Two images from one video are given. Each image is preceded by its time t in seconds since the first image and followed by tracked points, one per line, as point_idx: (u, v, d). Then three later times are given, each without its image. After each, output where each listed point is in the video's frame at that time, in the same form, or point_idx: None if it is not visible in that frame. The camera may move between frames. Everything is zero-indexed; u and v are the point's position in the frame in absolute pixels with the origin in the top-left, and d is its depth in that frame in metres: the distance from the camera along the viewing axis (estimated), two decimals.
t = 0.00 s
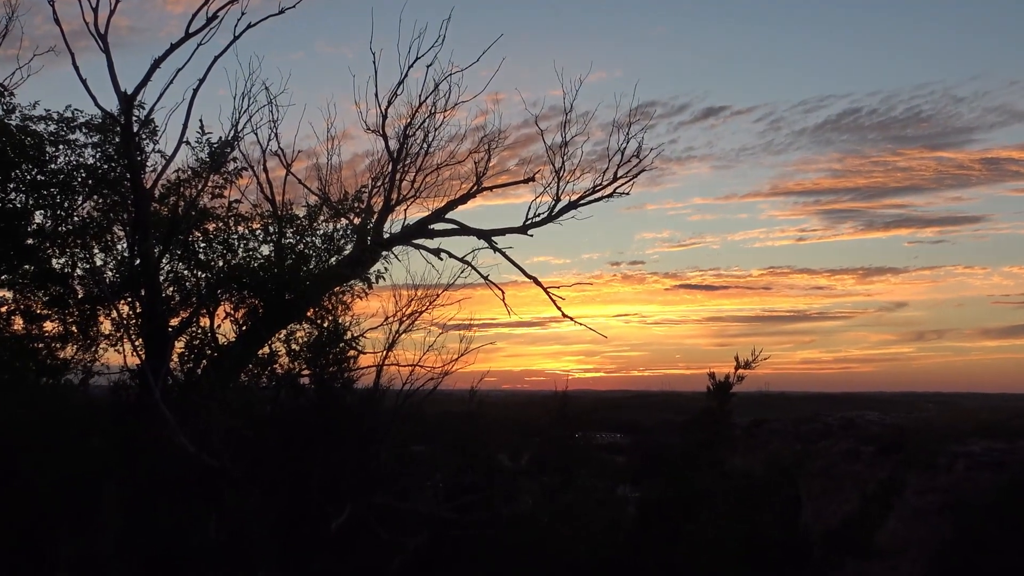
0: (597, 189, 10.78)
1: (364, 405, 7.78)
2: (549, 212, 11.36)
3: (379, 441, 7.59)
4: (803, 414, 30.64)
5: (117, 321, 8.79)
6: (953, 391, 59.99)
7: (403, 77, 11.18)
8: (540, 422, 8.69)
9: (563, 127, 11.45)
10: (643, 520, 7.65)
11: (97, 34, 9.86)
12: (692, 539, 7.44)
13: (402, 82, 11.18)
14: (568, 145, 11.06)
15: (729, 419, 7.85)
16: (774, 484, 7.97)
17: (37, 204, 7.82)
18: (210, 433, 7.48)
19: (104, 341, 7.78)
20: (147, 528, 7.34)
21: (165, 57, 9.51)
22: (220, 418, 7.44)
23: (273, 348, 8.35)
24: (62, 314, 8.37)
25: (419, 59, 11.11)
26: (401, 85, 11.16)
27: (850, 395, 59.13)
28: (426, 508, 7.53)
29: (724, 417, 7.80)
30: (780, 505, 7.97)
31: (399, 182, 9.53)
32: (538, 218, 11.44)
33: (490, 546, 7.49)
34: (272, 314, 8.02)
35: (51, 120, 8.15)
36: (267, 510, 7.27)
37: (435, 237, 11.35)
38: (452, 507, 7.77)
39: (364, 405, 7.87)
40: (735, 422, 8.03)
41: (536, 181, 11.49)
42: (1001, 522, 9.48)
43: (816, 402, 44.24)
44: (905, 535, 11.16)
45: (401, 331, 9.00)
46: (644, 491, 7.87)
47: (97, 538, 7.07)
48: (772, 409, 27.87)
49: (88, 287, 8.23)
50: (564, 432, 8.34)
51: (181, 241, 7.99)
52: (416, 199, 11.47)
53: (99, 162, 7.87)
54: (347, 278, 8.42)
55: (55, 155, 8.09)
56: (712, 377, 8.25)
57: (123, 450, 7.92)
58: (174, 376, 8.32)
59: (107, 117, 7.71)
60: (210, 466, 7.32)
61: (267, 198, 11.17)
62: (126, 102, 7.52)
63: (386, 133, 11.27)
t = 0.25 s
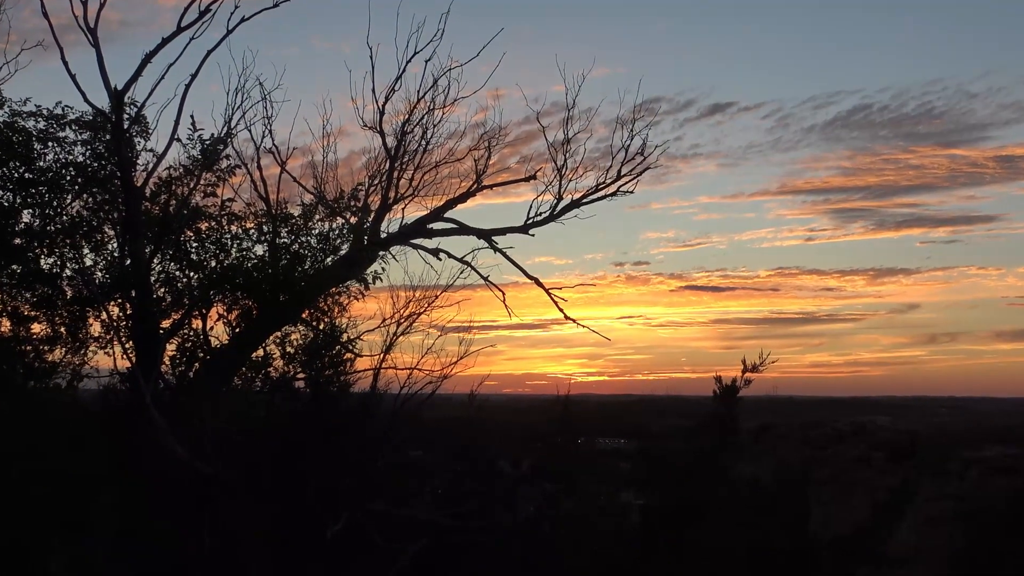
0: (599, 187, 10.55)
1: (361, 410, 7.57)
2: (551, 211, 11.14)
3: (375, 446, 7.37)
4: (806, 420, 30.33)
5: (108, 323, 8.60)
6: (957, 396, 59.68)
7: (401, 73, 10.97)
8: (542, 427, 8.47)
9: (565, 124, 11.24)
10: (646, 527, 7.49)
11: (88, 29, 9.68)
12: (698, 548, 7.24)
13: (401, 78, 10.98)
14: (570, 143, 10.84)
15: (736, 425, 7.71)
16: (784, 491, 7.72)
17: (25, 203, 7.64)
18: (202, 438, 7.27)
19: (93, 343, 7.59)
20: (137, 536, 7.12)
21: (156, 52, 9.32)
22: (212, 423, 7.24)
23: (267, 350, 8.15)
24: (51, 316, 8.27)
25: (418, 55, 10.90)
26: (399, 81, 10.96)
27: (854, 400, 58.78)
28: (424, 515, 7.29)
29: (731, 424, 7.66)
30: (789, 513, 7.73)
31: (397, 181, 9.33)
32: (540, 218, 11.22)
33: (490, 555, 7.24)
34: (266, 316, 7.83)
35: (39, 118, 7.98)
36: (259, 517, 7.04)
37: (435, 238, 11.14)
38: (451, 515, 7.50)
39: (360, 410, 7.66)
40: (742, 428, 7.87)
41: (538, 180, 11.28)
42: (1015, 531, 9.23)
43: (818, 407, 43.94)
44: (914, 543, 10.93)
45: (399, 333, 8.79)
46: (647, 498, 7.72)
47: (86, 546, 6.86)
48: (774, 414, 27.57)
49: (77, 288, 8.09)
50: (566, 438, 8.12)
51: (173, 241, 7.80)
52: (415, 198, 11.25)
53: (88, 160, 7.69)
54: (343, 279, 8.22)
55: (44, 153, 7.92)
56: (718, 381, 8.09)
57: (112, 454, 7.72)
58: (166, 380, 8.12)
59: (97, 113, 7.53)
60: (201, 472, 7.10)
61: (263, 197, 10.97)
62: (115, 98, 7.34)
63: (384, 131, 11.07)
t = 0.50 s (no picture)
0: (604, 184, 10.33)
1: (357, 413, 7.35)
2: (554, 209, 10.92)
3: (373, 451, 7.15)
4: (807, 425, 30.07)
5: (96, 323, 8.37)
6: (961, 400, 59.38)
7: (399, 68, 10.76)
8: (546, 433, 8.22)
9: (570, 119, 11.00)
10: (653, 536, 7.25)
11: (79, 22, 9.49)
12: (707, 558, 7.00)
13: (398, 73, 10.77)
14: (573, 138, 10.63)
15: (744, 430, 7.70)
16: (795, 498, 7.60)
17: (11, 201, 7.42)
18: (194, 444, 7.04)
19: (82, 345, 7.37)
20: (124, 545, 6.84)
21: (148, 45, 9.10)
22: (204, 428, 7.00)
23: (261, 352, 7.92)
24: (38, 316, 8.04)
25: (417, 49, 10.69)
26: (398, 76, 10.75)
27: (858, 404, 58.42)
28: (423, 523, 7.03)
29: (738, 428, 7.65)
30: (801, 522, 7.49)
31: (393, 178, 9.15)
32: (543, 216, 10.99)
33: (491, 564, 6.97)
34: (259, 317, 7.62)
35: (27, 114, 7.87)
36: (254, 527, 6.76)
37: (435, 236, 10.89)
38: (452, 523, 7.22)
39: (358, 414, 7.40)
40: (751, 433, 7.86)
41: (540, 177, 11.06)
42: None
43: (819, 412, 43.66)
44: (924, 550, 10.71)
45: (396, 335, 8.58)
46: (654, 505, 7.50)
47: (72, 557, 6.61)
48: (776, 418, 27.30)
49: (64, 288, 7.89)
50: (570, 443, 7.87)
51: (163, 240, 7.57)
52: (414, 195, 11.04)
53: (76, 156, 7.49)
54: (340, 278, 8.01)
55: (31, 149, 7.71)
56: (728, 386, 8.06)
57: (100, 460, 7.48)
58: (157, 383, 7.88)
59: (85, 108, 7.36)
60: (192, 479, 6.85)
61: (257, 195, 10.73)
62: (104, 91, 7.13)
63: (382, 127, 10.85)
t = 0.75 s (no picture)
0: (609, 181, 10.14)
1: (355, 415, 7.15)
2: (557, 206, 10.73)
3: (371, 454, 6.96)
4: (813, 430, 29.83)
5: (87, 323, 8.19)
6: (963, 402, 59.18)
7: (399, 63, 10.60)
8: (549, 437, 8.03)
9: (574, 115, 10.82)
10: (659, 541, 7.04)
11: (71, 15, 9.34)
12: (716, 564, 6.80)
13: (398, 68, 10.60)
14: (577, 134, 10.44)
15: (753, 432, 7.53)
16: (805, 501, 7.39)
17: None
18: (186, 447, 6.85)
19: (72, 345, 7.19)
20: (114, 552, 6.63)
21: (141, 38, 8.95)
22: (197, 430, 6.82)
23: (256, 354, 7.73)
24: (27, 316, 7.86)
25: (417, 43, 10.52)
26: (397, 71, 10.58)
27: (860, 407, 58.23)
28: (423, 529, 6.83)
29: (748, 430, 7.49)
30: (811, 528, 7.31)
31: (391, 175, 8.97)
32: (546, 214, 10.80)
33: (493, 571, 6.75)
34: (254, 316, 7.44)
35: (17, 109, 7.73)
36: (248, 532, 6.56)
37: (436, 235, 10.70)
38: (452, 528, 7.01)
39: (355, 416, 7.21)
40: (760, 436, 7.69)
41: (544, 173, 10.87)
42: None
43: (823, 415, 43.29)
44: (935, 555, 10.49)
45: (395, 335, 8.38)
46: (660, 510, 7.30)
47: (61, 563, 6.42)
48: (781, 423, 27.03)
49: (54, 287, 7.75)
50: (574, 446, 7.68)
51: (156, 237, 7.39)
52: (414, 192, 10.86)
53: (66, 151, 7.32)
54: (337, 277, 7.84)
55: (20, 145, 7.55)
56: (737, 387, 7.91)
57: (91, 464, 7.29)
58: (149, 384, 7.70)
59: (75, 102, 7.19)
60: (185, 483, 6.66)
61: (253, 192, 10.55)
62: (94, 85, 6.97)
63: (382, 122, 10.68)
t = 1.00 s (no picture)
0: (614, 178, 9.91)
1: (352, 418, 6.97)
2: (560, 204, 10.52)
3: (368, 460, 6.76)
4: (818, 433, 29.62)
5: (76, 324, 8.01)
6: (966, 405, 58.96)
7: (398, 56, 10.40)
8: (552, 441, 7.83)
9: (578, 111, 10.59)
10: (665, 550, 6.85)
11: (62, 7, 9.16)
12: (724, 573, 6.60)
13: (397, 61, 10.40)
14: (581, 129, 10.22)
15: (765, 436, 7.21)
16: (817, 508, 7.18)
17: None
18: (178, 451, 6.66)
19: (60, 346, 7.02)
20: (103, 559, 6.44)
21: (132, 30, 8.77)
22: (189, 434, 6.63)
23: (250, 355, 7.54)
24: (15, 317, 7.68)
25: (416, 36, 10.32)
26: (396, 65, 10.38)
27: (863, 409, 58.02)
28: (421, 537, 6.63)
29: (760, 433, 7.17)
30: (822, 537, 7.13)
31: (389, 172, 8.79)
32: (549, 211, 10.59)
33: None
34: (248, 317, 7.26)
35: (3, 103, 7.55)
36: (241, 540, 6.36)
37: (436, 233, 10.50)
38: (451, 536, 6.83)
39: (352, 419, 7.02)
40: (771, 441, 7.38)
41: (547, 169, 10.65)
42: None
43: (827, 418, 43.06)
44: (946, 563, 10.30)
45: (394, 336, 8.17)
46: (666, 517, 7.11)
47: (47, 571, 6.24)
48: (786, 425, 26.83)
49: (42, 286, 7.54)
50: (577, 451, 7.47)
51: (147, 236, 7.22)
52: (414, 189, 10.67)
53: (54, 148, 7.14)
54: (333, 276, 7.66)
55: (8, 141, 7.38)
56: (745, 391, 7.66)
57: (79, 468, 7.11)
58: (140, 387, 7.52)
59: (64, 96, 7.02)
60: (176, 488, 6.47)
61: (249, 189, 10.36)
62: (83, 79, 6.79)
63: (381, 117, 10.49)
